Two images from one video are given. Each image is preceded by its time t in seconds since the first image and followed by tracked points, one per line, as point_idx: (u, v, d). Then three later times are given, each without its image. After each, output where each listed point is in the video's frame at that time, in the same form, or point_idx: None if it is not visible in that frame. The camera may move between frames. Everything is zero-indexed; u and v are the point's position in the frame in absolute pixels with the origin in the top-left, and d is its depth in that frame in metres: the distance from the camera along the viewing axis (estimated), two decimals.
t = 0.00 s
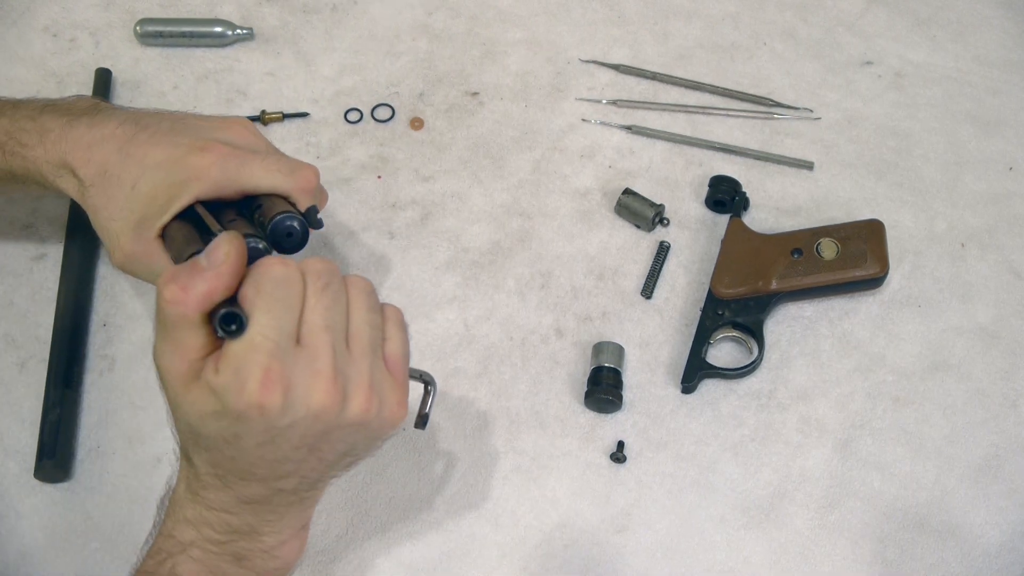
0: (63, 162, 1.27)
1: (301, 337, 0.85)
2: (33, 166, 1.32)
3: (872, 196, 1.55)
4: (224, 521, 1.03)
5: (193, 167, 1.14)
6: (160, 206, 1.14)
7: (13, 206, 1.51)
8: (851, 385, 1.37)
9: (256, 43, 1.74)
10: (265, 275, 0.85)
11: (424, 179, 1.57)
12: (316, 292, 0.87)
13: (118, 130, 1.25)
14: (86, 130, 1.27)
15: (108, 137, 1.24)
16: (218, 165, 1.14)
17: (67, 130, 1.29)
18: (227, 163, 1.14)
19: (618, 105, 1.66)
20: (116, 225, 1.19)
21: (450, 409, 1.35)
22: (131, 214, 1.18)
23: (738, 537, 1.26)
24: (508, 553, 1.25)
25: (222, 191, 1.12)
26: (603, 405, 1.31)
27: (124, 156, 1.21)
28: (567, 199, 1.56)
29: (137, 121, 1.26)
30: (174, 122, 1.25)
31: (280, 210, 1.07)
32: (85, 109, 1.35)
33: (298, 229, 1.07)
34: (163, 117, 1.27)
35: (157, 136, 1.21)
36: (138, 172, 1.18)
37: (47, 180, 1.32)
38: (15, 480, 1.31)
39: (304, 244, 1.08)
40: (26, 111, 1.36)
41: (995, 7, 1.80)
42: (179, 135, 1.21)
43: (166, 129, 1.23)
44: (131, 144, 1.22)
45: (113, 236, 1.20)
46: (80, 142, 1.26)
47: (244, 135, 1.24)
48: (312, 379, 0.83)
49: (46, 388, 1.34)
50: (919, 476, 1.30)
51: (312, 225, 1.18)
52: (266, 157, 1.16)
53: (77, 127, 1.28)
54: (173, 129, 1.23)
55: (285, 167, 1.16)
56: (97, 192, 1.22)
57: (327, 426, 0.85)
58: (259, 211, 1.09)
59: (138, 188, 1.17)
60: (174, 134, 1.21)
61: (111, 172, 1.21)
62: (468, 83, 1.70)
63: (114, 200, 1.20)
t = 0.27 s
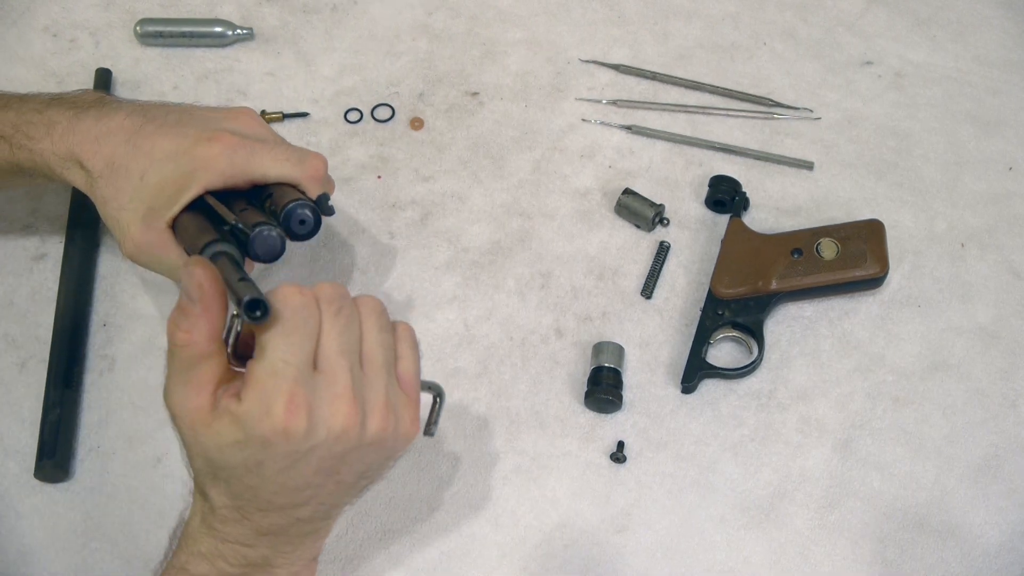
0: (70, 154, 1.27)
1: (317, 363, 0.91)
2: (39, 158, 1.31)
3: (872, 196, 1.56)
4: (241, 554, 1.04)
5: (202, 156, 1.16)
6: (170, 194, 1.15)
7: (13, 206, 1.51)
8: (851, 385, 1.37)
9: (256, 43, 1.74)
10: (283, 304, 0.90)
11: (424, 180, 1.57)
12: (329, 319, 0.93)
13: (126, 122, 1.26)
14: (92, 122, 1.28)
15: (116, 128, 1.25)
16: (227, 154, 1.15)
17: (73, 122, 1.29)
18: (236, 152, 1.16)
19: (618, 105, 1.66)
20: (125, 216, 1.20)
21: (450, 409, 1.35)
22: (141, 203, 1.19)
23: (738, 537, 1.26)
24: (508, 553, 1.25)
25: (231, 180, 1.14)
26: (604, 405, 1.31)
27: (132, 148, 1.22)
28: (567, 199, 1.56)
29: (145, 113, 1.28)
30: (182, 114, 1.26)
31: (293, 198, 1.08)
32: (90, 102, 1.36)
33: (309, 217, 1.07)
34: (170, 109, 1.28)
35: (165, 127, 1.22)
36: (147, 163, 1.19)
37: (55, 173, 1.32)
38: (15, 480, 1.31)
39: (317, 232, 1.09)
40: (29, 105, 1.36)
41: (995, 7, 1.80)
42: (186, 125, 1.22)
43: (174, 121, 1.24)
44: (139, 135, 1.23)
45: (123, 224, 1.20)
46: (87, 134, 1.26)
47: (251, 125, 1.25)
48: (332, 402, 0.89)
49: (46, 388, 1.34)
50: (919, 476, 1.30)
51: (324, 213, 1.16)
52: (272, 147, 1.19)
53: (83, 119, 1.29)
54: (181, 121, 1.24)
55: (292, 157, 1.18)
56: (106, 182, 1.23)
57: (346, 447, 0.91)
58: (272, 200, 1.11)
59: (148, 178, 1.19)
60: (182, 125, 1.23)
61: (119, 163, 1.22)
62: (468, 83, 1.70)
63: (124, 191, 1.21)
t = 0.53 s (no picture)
0: (70, 150, 1.27)
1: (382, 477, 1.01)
2: (38, 155, 1.31)
3: (872, 196, 1.55)
4: None
5: (203, 145, 1.16)
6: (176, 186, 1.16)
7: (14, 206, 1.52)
8: (851, 385, 1.37)
9: (256, 43, 1.74)
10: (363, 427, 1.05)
11: (424, 180, 1.57)
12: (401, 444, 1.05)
13: (124, 116, 1.26)
14: (90, 116, 1.27)
15: (114, 123, 1.25)
16: (228, 142, 1.15)
17: (71, 118, 1.29)
18: (238, 140, 1.16)
19: (618, 105, 1.66)
20: (133, 211, 1.21)
21: (450, 409, 1.35)
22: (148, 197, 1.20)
23: (738, 537, 1.26)
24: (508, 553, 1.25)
25: (235, 169, 1.14)
26: (603, 405, 1.31)
27: (132, 142, 1.22)
28: (567, 199, 1.56)
29: (142, 105, 1.27)
30: (179, 105, 1.26)
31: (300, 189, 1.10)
32: (86, 96, 1.35)
33: (318, 206, 1.10)
34: (167, 99, 1.28)
35: (164, 118, 1.22)
36: (150, 156, 1.20)
37: (56, 169, 1.31)
38: (15, 480, 1.31)
39: (327, 220, 1.12)
40: (25, 101, 1.35)
41: (995, 8, 1.80)
42: (185, 115, 1.22)
43: (172, 112, 1.24)
44: (139, 127, 1.23)
45: (132, 220, 1.21)
46: (86, 129, 1.26)
47: (249, 112, 1.25)
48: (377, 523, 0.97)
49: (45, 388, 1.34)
50: (919, 476, 1.30)
51: (331, 197, 1.19)
52: (271, 132, 1.18)
53: (80, 114, 1.28)
54: (179, 111, 1.24)
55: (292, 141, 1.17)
56: (109, 178, 1.23)
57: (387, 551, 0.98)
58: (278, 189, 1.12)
59: (152, 172, 1.19)
60: (180, 116, 1.22)
61: (120, 157, 1.22)
62: (468, 83, 1.70)
63: (129, 185, 1.21)
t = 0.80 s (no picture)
0: (81, 183, 1.28)
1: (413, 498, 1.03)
2: (49, 189, 1.33)
3: (872, 196, 1.55)
4: None
5: (214, 172, 1.17)
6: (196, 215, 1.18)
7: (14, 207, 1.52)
8: (851, 385, 1.37)
9: (256, 43, 1.74)
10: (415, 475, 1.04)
11: (424, 180, 1.57)
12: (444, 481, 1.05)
13: (128, 145, 1.26)
14: (96, 148, 1.28)
15: (120, 153, 1.26)
16: (238, 166, 1.16)
17: (76, 149, 1.29)
18: (247, 163, 1.16)
19: (618, 105, 1.66)
20: (156, 242, 1.23)
21: (450, 409, 1.35)
22: (167, 228, 1.22)
23: (738, 537, 1.26)
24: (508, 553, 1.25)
25: (250, 196, 1.14)
26: (603, 405, 1.31)
27: (140, 172, 1.23)
28: (567, 199, 1.56)
29: (145, 132, 1.27)
30: (180, 128, 1.25)
31: (322, 215, 1.09)
32: (87, 121, 1.35)
33: (341, 230, 1.09)
34: (167, 123, 1.28)
35: (168, 145, 1.22)
36: (162, 186, 1.21)
37: (68, 201, 1.33)
38: (15, 479, 1.31)
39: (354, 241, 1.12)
40: (29, 131, 1.35)
41: (994, 8, 1.80)
42: (189, 142, 1.22)
43: (175, 137, 1.24)
44: (145, 156, 1.23)
45: (156, 250, 1.24)
46: (93, 162, 1.27)
47: (250, 129, 1.24)
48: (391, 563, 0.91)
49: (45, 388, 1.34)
50: (919, 476, 1.30)
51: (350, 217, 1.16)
52: (280, 152, 1.18)
53: (85, 144, 1.29)
54: (182, 136, 1.24)
55: (303, 160, 1.17)
56: (125, 211, 1.25)
57: None
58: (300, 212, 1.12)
59: (167, 202, 1.20)
60: (184, 142, 1.22)
61: (132, 189, 1.23)
62: (468, 83, 1.70)
63: (146, 216, 1.23)
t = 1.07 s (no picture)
0: (92, 205, 1.30)
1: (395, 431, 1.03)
2: (61, 210, 1.34)
3: (872, 196, 1.55)
4: None
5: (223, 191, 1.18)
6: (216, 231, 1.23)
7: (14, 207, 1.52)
8: (851, 385, 1.37)
9: (256, 43, 1.74)
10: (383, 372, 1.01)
11: (424, 180, 1.57)
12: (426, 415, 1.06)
13: (131, 162, 1.26)
14: (99, 168, 1.28)
15: (124, 172, 1.26)
16: (246, 183, 1.18)
17: (79, 171, 1.29)
18: (254, 178, 1.18)
19: (618, 105, 1.66)
20: (179, 257, 1.29)
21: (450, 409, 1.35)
22: (186, 243, 1.26)
23: (738, 537, 1.26)
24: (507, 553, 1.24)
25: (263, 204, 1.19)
26: (604, 405, 1.31)
27: (147, 191, 1.24)
28: (567, 199, 1.56)
29: (144, 148, 1.27)
30: (178, 142, 1.24)
31: (342, 228, 1.15)
32: (84, 137, 1.34)
33: (363, 241, 1.16)
34: (164, 136, 1.26)
35: (170, 162, 1.22)
36: (173, 205, 1.23)
37: (79, 220, 1.35)
38: (15, 479, 1.31)
39: (374, 246, 1.19)
40: (27, 151, 1.34)
41: (994, 7, 1.80)
42: (191, 159, 1.21)
43: (174, 152, 1.23)
44: (149, 175, 1.24)
45: (179, 263, 1.30)
46: (98, 183, 1.28)
47: (247, 137, 1.23)
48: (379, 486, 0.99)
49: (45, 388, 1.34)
50: (919, 476, 1.30)
51: (366, 220, 1.21)
52: (283, 162, 1.19)
53: (87, 165, 1.29)
54: (180, 151, 1.23)
55: (309, 169, 1.19)
56: (140, 228, 1.28)
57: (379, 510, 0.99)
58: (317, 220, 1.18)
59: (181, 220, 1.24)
60: (184, 158, 1.22)
61: (143, 210, 1.26)
62: (468, 83, 1.70)
63: (164, 234, 1.27)
